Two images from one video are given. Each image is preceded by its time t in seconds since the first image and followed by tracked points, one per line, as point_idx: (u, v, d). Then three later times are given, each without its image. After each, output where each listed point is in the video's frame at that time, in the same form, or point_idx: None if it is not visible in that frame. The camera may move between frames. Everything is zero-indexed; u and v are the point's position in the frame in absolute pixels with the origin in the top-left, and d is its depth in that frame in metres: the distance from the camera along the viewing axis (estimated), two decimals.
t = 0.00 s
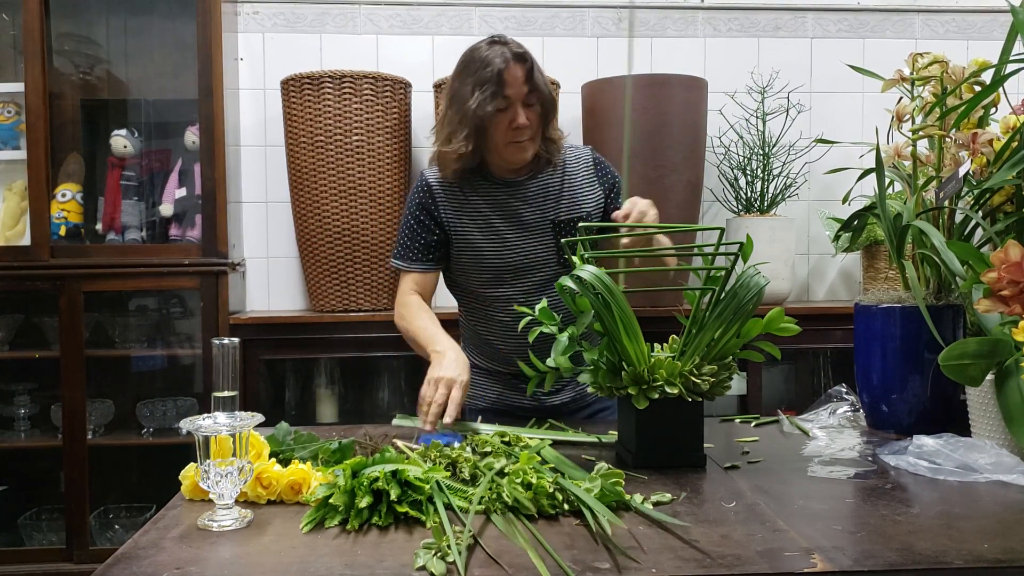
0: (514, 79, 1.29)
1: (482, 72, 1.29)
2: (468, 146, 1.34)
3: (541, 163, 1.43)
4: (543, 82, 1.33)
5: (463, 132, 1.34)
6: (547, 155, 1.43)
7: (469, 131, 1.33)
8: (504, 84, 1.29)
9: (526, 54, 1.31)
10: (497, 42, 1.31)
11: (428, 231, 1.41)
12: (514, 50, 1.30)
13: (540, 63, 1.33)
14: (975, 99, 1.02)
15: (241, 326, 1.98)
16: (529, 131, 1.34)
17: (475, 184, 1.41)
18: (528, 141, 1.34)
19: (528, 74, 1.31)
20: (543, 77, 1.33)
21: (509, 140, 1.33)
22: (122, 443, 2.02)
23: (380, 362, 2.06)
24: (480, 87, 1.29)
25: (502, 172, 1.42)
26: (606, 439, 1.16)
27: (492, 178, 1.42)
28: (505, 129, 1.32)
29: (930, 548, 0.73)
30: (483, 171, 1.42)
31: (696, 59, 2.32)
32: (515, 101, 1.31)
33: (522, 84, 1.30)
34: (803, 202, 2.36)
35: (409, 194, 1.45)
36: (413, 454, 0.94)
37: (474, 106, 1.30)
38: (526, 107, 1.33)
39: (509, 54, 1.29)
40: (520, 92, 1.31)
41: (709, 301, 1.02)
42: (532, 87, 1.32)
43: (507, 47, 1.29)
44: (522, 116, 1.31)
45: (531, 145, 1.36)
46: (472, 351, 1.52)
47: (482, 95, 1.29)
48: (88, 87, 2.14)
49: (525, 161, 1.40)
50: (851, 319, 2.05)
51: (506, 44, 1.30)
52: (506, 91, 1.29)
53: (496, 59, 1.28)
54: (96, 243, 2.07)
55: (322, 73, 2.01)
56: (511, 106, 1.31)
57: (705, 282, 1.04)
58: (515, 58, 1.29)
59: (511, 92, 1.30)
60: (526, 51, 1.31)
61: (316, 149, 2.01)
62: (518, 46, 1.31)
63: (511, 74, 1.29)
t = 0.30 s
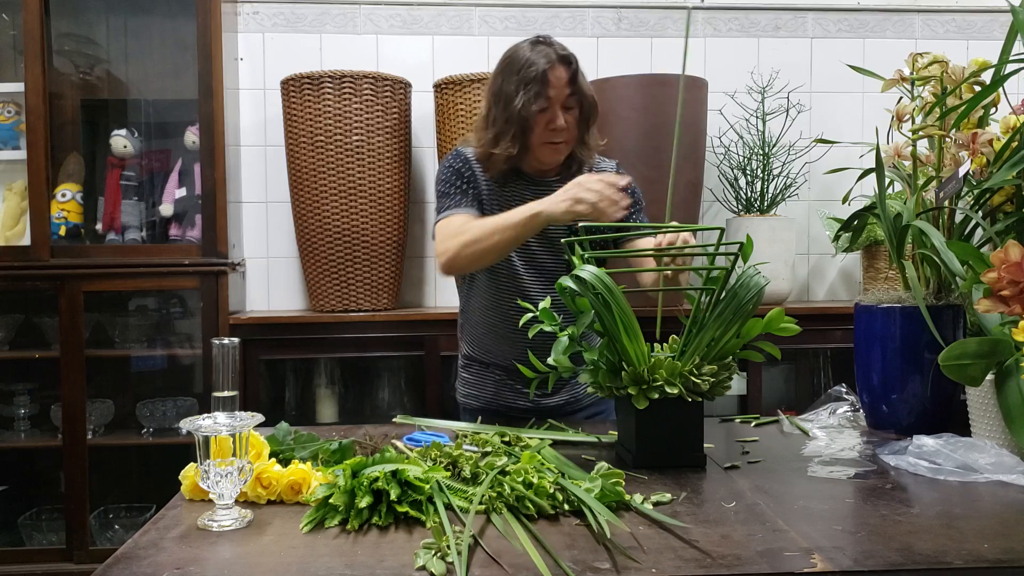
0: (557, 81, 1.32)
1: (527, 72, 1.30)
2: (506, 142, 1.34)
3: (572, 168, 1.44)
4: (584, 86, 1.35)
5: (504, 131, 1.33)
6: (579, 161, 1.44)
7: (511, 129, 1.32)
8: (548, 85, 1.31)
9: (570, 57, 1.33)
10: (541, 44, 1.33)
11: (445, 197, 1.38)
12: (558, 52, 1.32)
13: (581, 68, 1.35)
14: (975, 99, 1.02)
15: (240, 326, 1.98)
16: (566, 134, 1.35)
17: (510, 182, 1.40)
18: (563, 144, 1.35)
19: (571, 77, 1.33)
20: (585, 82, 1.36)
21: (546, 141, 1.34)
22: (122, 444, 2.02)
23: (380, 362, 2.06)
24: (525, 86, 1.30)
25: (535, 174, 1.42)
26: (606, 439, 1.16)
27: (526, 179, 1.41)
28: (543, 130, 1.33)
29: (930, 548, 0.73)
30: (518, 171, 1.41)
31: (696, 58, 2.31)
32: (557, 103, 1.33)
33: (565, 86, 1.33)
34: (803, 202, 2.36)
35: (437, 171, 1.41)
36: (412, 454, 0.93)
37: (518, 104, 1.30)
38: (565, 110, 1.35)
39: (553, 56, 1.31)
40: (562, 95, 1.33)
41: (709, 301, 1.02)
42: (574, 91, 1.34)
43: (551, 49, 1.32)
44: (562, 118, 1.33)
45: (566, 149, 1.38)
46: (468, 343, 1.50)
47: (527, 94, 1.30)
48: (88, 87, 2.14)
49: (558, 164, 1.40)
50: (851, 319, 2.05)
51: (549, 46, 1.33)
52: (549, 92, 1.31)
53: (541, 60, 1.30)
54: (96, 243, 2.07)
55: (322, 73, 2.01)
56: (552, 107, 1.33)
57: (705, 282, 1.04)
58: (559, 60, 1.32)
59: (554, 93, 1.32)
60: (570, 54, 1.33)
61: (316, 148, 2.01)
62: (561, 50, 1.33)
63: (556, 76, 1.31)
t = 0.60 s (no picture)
0: (584, 88, 1.31)
1: (555, 77, 1.29)
2: (530, 145, 1.34)
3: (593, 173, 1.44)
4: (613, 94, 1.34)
5: (529, 134, 1.34)
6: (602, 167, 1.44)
7: (536, 133, 1.32)
8: (575, 91, 1.30)
9: (599, 64, 1.32)
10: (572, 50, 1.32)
11: (478, 173, 1.30)
12: (587, 58, 1.31)
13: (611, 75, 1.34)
14: (974, 99, 1.02)
15: (241, 326, 1.98)
16: (589, 141, 1.36)
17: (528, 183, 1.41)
18: (586, 151, 1.36)
19: (599, 84, 1.32)
20: (613, 89, 1.35)
21: (569, 147, 1.35)
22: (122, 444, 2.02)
23: (380, 362, 2.05)
24: (552, 91, 1.29)
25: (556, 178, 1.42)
26: (606, 439, 1.16)
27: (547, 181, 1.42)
28: (567, 135, 1.33)
29: (930, 548, 0.73)
30: (540, 175, 1.41)
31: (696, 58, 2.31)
32: (582, 109, 1.32)
33: (591, 93, 1.32)
34: (803, 202, 2.36)
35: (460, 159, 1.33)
36: (413, 454, 0.93)
37: (545, 108, 1.30)
38: (591, 116, 1.34)
39: (581, 62, 1.30)
40: (589, 101, 1.32)
41: (709, 301, 1.02)
42: (601, 98, 1.33)
43: (580, 56, 1.31)
44: (586, 125, 1.33)
45: (589, 156, 1.38)
46: (467, 337, 1.50)
47: (554, 99, 1.29)
48: (88, 87, 2.14)
49: (580, 170, 1.41)
50: (851, 319, 2.05)
51: (579, 52, 1.32)
52: (575, 98, 1.30)
53: (569, 66, 1.29)
54: (96, 243, 2.07)
55: (322, 73, 2.01)
56: (578, 113, 1.32)
57: (705, 282, 1.04)
58: (588, 67, 1.31)
59: (580, 100, 1.31)
60: (599, 61, 1.32)
61: (316, 148, 2.01)
62: (591, 56, 1.32)
63: (583, 82, 1.30)
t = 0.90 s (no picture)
0: (594, 92, 1.31)
1: (565, 80, 1.29)
2: (538, 149, 1.34)
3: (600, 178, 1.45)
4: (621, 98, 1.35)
5: (536, 138, 1.34)
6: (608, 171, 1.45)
7: (544, 137, 1.33)
8: (585, 95, 1.30)
9: (608, 68, 1.32)
10: (581, 53, 1.32)
11: (487, 171, 1.29)
12: (597, 62, 1.31)
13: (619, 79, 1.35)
14: (974, 99, 1.02)
15: (241, 326, 1.98)
16: (596, 145, 1.36)
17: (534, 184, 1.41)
18: (593, 155, 1.37)
19: (608, 89, 1.32)
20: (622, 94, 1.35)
21: (576, 151, 1.36)
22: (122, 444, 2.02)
23: (380, 362, 2.05)
24: (561, 94, 1.29)
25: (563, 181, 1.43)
26: (606, 439, 1.16)
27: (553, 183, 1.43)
28: (575, 139, 1.34)
29: (930, 548, 0.73)
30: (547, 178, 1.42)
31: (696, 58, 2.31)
32: (591, 113, 1.32)
33: (600, 98, 1.32)
34: (803, 202, 2.36)
35: (468, 157, 1.33)
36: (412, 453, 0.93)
37: (554, 112, 1.30)
38: (599, 121, 1.35)
39: (590, 67, 1.31)
40: (598, 105, 1.32)
41: (709, 302, 1.02)
42: (610, 103, 1.34)
43: (590, 59, 1.31)
44: (594, 129, 1.34)
45: (595, 159, 1.39)
46: (467, 335, 1.51)
47: (563, 103, 1.29)
48: (88, 87, 2.14)
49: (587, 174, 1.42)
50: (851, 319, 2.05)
51: (588, 56, 1.32)
52: (585, 103, 1.31)
53: (578, 70, 1.29)
54: (96, 243, 2.07)
55: (322, 73, 2.01)
56: (586, 118, 1.32)
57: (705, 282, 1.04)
58: (597, 71, 1.31)
59: (589, 105, 1.31)
60: (608, 65, 1.32)
61: (316, 148, 2.01)
62: (600, 60, 1.33)
63: (592, 87, 1.31)
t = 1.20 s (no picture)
0: (602, 92, 1.31)
1: (574, 81, 1.29)
2: (546, 149, 1.34)
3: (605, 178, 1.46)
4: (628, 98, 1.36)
5: (546, 138, 1.33)
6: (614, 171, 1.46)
7: (553, 137, 1.32)
8: (594, 95, 1.31)
9: (614, 69, 1.33)
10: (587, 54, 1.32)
11: (493, 162, 1.29)
12: (604, 63, 1.32)
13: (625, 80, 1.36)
14: (973, 99, 1.02)
15: (241, 326, 1.98)
16: (604, 146, 1.38)
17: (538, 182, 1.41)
18: (602, 155, 1.38)
19: (616, 89, 1.33)
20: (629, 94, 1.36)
21: (586, 151, 1.36)
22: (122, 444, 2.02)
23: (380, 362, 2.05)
24: (571, 95, 1.29)
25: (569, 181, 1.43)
26: (606, 439, 1.16)
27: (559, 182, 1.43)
28: (584, 139, 1.34)
29: (930, 548, 0.73)
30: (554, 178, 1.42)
31: (696, 59, 2.31)
32: (600, 113, 1.33)
33: (609, 98, 1.33)
34: (803, 203, 2.36)
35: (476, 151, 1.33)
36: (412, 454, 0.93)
37: (564, 113, 1.29)
38: (607, 121, 1.36)
39: (598, 67, 1.31)
40: (606, 105, 1.33)
41: (710, 302, 1.02)
42: (618, 103, 1.34)
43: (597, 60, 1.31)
44: (602, 129, 1.35)
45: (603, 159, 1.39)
46: (465, 334, 1.50)
47: (573, 104, 1.29)
48: (88, 87, 2.14)
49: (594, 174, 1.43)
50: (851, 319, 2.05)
51: (595, 56, 1.32)
52: (593, 103, 1.31)
53: (587, 70, 1.29)
54: (96, 243, 2.07)
55: (323, 73, 2.01)
56: (595, 118, 1.33)
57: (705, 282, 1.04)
58: (605, 71, 1.32)
59: (598, 104, 1.32)
60: (614, 66, 1.33)
61: (316, 149, 2.01)
62: (606, 61, 1.33)
63: (600, 87, 1.31)
